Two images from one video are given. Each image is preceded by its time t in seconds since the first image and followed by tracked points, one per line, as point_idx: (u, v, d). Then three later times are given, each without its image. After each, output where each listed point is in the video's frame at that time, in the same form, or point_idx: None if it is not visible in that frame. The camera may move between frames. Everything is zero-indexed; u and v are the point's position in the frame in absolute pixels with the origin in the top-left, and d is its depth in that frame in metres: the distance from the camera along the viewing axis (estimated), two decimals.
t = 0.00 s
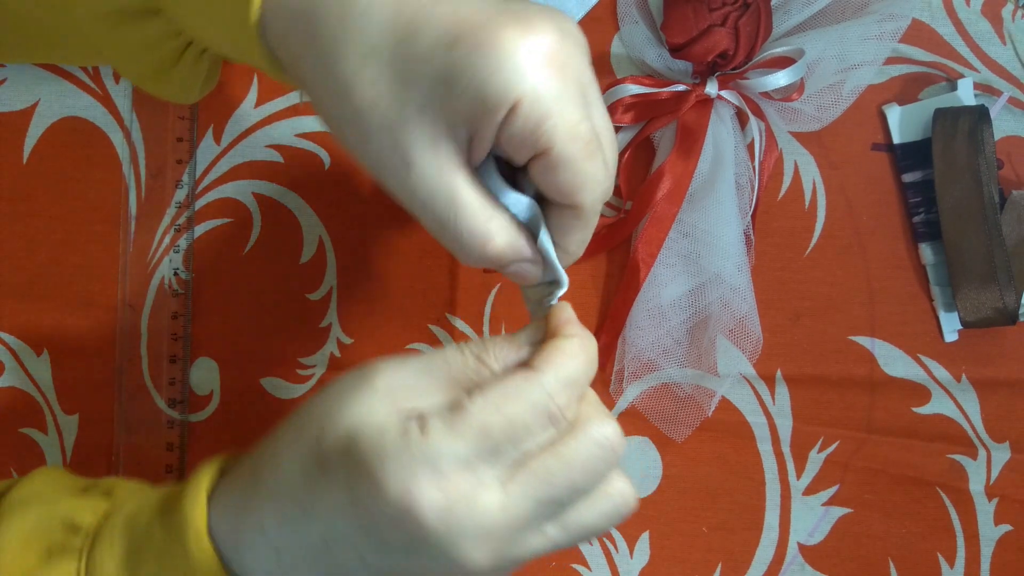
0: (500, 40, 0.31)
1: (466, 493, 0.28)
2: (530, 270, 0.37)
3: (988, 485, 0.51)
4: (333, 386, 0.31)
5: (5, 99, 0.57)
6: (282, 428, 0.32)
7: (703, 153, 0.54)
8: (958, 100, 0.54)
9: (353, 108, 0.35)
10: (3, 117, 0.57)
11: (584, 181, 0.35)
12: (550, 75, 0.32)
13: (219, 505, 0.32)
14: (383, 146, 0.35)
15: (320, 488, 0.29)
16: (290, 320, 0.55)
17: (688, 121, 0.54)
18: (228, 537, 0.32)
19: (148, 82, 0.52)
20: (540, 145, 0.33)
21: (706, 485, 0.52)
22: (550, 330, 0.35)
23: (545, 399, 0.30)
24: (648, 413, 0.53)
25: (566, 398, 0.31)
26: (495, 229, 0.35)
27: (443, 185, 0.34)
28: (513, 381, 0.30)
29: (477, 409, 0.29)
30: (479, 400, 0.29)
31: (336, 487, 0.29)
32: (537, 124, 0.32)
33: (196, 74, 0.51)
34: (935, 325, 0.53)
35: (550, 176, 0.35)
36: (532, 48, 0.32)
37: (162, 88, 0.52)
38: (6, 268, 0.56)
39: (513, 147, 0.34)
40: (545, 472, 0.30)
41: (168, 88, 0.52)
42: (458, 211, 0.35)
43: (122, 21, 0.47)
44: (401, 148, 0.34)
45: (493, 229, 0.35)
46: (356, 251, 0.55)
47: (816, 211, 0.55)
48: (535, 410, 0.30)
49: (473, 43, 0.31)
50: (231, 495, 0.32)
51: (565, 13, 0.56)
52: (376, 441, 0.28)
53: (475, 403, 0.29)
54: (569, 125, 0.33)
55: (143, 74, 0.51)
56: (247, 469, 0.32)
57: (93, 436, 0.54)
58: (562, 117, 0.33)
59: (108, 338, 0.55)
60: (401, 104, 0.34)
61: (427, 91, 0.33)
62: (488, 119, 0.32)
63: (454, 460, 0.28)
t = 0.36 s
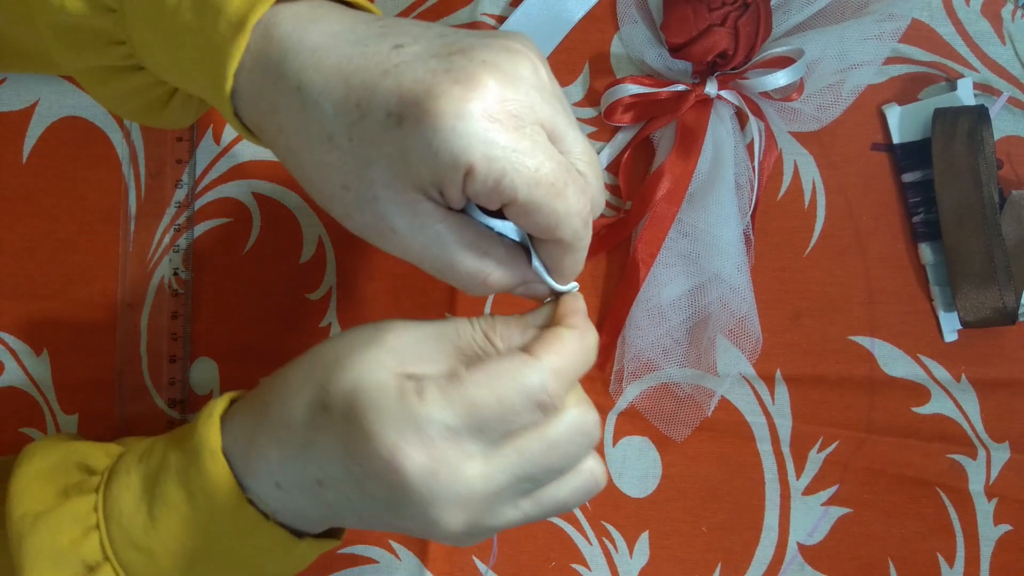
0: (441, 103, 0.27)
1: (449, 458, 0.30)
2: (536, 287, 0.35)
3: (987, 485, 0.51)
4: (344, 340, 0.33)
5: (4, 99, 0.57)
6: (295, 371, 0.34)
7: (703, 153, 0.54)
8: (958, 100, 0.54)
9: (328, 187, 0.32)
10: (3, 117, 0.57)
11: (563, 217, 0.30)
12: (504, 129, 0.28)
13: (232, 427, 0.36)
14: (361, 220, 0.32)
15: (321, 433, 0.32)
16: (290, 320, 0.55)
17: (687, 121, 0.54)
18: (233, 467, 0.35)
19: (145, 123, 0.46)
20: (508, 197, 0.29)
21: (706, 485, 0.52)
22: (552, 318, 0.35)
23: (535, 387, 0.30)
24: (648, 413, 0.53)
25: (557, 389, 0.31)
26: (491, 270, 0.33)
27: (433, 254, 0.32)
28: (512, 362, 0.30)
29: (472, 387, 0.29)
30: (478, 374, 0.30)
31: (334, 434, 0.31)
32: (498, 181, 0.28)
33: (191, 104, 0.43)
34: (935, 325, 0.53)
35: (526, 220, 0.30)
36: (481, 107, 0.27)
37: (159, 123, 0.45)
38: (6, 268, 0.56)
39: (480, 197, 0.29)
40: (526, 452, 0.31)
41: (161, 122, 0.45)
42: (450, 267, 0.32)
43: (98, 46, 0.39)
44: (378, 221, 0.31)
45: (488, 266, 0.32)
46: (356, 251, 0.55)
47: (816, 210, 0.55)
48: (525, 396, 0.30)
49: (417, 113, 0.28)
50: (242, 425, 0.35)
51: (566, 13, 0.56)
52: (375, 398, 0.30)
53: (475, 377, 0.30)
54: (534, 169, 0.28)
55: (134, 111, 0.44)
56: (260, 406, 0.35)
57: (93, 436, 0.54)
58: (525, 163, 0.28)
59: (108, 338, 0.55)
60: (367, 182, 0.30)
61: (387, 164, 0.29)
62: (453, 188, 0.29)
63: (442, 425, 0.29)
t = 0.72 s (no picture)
0: (524, 24, 0.32)
1: (502, 481, 0.34)
2: (558, 249, 0.37)
3: (987, 485, 0.51)
4: (361, 384, 0.37)
5: (5, 99, 0.57)
6: (312, 416, 0.38)
7: (703, 153, 0.54)
8: (958, 100, 0.54)
9: (384, 91, 0.34)
10: (3, 117, 0.57)
11: (612, 160, 0.37)
12: (575, 59, 0.33)
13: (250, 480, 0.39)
14: (413, 127, 0.34)
15: (364, 473, 0.35)
16: (290, 320, 0.55)
17: (688, 122, 0.54)
18: (268, 510, 0.39)
19: (162, 87, 0.52)
20: (568, 130, 0.35)
21: (706, 485, 0.52)
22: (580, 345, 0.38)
23: (587, 415, 0.34)
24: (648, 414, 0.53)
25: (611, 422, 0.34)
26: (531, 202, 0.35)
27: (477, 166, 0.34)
28: (560, 396, 0.34)
29: (521, 420, 0.34)
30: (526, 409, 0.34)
31: (381, 472, 0.35)
32: (569, 107, 0.34)
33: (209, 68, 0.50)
34: (935, 326, 0.53)
35: (581, 159, 0.37)
36: (555, 34, 0.32)
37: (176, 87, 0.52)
38: (7, 268, 0.56)
39: (544, 134, 0.35)
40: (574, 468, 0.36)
41: (179, 87, 0.52)
42: (492, 186, 0.34)
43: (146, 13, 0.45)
44: (432, 132, 0.34)
45: (525, 206, 0.34)
46: (356, 252, 0.55)
47: (816, 211, 0.55)
48: (577, 426, 0.34)
49: (503, 31, 0.32)
50: (268, 476, 0.38)
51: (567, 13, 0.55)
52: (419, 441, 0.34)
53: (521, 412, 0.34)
54: (597, 106, 0.35)
55: (157, 76, 0.50)
56: (281, 458, 0.38)
57: (94, 436, 0.54)
58: (591, 99, 0.34)
59: (108, 338, 0.55)
60: (432, 91, 0.33)
61: (458, 74, 0.32)
62: (523, 102, 0.33)
63: (493, 457, 0.34)
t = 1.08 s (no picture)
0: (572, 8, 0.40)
1: (552, 533, 0.36)
2: (529, 240, 0.38)
3: (988, 485, 0.51)
4: (371, 484, 0.35)
5: (5, 99, 0.57)
6: (326, 525, 0.35)
7: (703, 153, 0.54)
8: (958, 100, 0.54)
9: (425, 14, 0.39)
10: (3, 118, 0.57)
11: (602, 157, 0.42)
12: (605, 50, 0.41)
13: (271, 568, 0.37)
14: (441, 54, 0.38)
15: (415, 569, 0.36)
16: (290, 320, 0.55)
17: (687, 121, 0.54)
18: None
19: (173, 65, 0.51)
20: (581, 111, 0.41)
21: (706, 485, 0.52)
22: (561, 346, 0.36)
23: (603, 436, 0.35)
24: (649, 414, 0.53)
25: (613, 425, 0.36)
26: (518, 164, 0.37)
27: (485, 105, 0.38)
28: (571, 429, 0.35)
29: (551, 472, 0.34)
30: (549, 465, 0.34)
31: (433, 564, 0.35)
32: (587, 88, 0.40)
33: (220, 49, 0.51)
34: (935, 326, 0.53)
35: (582, 144, 0.42)
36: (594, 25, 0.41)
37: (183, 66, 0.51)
38: (7, 268, 0.56)
39: (557, 111, 0.41)
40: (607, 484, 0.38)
41: (189, 65, 0.51)
42: (493, 136, 0.37)
43: None
44: (457, 63, 0.38)
45: (512, 173, 0.37)
46: (356, 251, 0.55)
47: (816, 211, 0.55)
48: (599, 450, 0.35)
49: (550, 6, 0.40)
50: None
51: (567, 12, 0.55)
52: (464, 529, 0.34)
53: (544, 468, 0.34)
54: (609, 103, 0.42)
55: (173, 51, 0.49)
56: (307, 564, 0.36)
57: (94, 435, 0.54)
58: (605, 94, 0.41)
59: (108, 338, 0.55)
60: (471, 29, 0.38)
61: (503, 18, 0.39)
62: (552, 65, 0.39)
63: (539, 515, 0.35)
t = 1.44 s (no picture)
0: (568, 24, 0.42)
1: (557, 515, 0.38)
2: (496, 233, 0.38)
3: (988, 485, 0.51)
4: (373, 514, 0.35)
5: (5, 100, 0.57)
6: (336, 558, 0.36)
7: (703, 152, 0.54)
8: (958, 100, 0.54)
9: None
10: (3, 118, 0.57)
11: (575, 175, 0.42)
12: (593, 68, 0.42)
13: None
14: (436, 36, 0.39)
15: None
16: (290, 320, 0.55)
17: (688, 121, 0.54)
18: None
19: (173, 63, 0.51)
20: (562, 123, 0.41)
21: (706, 485, 0.52)
22: (530, 335, 0.36)
23: (590, 416, 0.36)
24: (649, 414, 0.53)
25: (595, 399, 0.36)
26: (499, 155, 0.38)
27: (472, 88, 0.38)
28: (556, 419, 0.35)
29: (546, 464, 0.36)
30: (543, 460, 0.35)
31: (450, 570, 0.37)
32: (571, 103, 0.41)
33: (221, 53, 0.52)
34: (935, 326, 0.53)
35: (559, 158, 0.42)
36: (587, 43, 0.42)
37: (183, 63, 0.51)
38: (7, 269, 0.56)
39: (539, 122, 0.41)
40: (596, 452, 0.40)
41: (190, 63, 0.51)
42: (478, 120, 0.38)
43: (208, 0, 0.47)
44: (451, 47, 0.39)
45: (491, 161, 0.37)
46: (356, 251, 0.55)
47: (816, 211, 0.55)
48: (588, 430, 0.36)
49: (549, 21, 0.41)
50: None
51: (567, 13, 0.55)
52: (476, 537, 0.36)
53: (539, 464, 0.36)
54: (591, 122, 0.42)
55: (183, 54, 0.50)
56: None
57: (94, 436, 0.54)
58: (587, 112, 0.41)
59: (108, 338, 0.55)
60: (470, 21, 0.40)
61: (502, 17, 0.40)
62: (541, 73, 0.40)
63: (544, 506, 0.37)
